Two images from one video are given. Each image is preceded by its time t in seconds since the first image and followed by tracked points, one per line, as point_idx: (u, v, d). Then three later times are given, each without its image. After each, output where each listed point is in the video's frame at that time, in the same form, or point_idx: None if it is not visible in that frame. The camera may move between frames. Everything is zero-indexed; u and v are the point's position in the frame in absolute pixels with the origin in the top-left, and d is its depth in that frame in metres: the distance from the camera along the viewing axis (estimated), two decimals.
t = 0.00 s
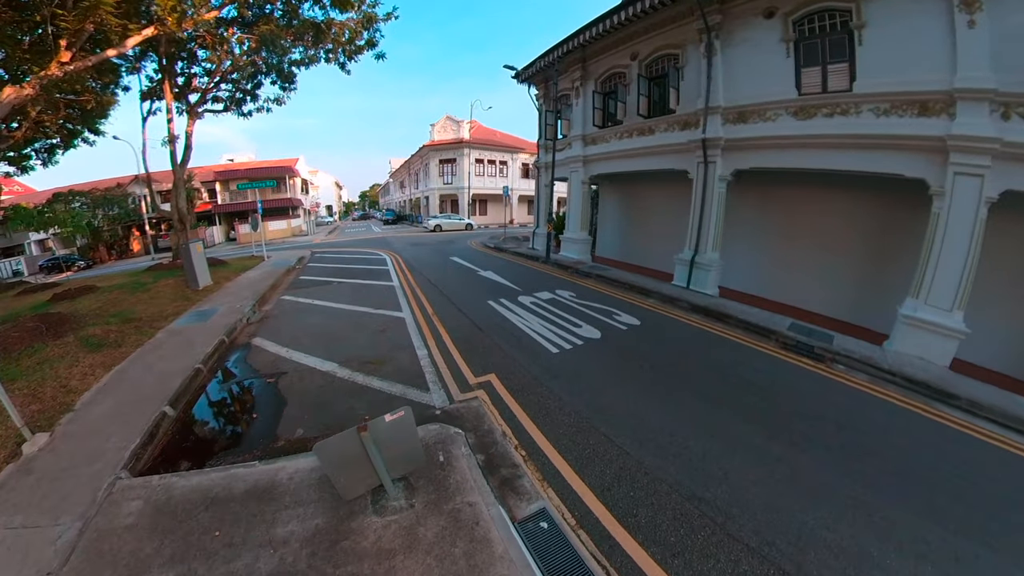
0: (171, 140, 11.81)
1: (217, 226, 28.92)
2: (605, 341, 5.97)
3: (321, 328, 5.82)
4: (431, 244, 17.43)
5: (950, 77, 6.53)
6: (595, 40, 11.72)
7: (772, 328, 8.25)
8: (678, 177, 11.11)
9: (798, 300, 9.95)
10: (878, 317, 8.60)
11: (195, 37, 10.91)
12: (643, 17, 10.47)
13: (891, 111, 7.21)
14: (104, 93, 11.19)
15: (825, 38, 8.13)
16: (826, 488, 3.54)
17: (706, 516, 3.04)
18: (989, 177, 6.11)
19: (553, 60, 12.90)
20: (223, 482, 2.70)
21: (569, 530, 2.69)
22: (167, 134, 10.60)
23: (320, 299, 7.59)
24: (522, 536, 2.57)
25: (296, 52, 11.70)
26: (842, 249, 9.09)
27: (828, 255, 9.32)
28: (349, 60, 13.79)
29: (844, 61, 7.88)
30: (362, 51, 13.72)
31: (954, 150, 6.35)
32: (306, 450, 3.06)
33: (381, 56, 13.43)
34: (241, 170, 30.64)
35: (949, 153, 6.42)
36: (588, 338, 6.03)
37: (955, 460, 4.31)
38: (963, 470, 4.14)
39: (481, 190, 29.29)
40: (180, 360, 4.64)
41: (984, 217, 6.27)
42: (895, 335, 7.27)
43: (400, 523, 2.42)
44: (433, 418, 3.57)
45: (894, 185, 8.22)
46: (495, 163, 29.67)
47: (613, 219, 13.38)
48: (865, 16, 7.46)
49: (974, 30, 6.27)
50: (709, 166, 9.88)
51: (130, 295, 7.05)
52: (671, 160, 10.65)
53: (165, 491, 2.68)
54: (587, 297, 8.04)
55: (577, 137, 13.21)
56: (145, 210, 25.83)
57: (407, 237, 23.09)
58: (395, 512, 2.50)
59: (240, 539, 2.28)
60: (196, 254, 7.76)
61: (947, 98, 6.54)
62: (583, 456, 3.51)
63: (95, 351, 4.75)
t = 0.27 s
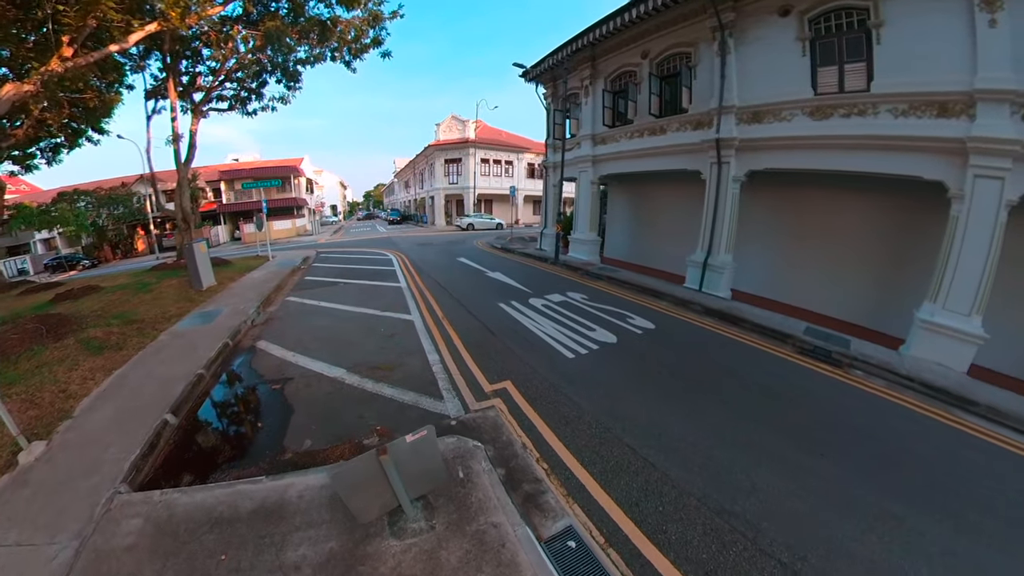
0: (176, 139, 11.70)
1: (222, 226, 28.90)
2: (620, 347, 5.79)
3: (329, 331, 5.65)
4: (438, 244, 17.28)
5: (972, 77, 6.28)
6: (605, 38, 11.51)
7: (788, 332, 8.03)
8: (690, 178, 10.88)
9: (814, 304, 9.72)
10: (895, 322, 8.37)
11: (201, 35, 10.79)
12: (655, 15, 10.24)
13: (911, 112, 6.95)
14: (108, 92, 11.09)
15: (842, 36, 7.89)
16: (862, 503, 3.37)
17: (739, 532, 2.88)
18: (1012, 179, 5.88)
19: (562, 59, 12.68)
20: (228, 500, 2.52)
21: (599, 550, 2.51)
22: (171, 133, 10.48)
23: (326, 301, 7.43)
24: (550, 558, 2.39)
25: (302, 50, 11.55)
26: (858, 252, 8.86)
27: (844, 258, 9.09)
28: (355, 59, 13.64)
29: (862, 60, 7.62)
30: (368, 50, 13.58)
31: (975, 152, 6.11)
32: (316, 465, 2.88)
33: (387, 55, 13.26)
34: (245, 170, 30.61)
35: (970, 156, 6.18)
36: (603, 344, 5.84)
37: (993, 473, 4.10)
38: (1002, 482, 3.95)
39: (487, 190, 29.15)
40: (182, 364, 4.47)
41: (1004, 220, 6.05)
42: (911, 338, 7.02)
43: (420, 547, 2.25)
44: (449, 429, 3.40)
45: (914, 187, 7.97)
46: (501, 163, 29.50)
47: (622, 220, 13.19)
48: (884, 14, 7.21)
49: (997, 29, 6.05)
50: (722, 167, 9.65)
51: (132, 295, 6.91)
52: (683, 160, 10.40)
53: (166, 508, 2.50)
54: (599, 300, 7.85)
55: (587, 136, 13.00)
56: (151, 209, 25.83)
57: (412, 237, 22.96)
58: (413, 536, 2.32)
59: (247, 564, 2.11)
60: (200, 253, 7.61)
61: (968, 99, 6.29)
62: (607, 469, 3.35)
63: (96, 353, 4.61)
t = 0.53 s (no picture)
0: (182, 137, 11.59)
1: (226, 224, 28.80)
2: (637, 351, 5.65)
3: (338, 333, 5.49)
4: (443, 244, 17.11)
5: (992, 76, 6.03)
6: (615, 36, 11.25)
7: (805, 335, 7.82)
8: (702, 179, 10.66)
9: (827, 306, 9.52)
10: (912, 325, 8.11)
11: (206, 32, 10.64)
12: (666, 13, 9.99)
13: (929, 113, 6.71)
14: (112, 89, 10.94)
15: (859, 36, 7.65)
16: (900, 515, 3.24)
17: (776, 543, 2.79)
18: None
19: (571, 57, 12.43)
20: (238, 517, 2.35)
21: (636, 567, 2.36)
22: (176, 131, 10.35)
23: (334, 301, 7.27)
24: None
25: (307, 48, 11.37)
26: (873, 254, 8.67)
27: (861, 261, 8.87)
28: (361, 57, 13.45)
29: (879, 60, 7.38)
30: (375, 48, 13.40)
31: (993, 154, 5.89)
32: (332, 478, 2.71)
33: (393, 53, 13.06)
34: (250, 169, 30.54)
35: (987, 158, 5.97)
36: (620, 348, 5.66)
37: None
38: None
39: (492, 190, 29.01)
40: (187, 367, 4.31)
41: None
42: (927, 342, 6.82)
43: (451, 569, 2.11)
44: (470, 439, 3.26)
45: (934, 190, 7.75)
46: (506, 163, 29.32)
47: (631, 220, 13.02)
48: (902, 14, 6.97)
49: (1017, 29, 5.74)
50: (736, 168, 9.42)
51: (136, 295, 6.78)
52: (697, 160, 10.14)
53: (173, 526, 2.34)
54: (612, 302, 7.67)
55: (596, 136, 12.76)
56: (155, 208, 25.80)
57: (418, 236, 22.86)
58: (443, 558, 2.17)
59: None
60: (204, 253, 7.44)
61: (987, 100, 6.05)
62: (636, 478, 3.26)
63: (98, 356, 4.45)
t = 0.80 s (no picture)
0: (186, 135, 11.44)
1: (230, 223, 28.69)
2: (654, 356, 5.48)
3: (345, 335, 5.29)
4: (449, 244, 16.90)
5: (1016, 76, 5.77)
6: (626, 33, 10.95)
7: (822, 339, 7.58)
8: (716, 180, 10.36)
9: (840, 308, 9.31)
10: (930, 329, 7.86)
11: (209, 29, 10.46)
12: (677, 10, 9.70)
13: (948, 114, 6.44)
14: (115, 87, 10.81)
15: (876, 34, 7.40)
16: (942, 530, 3.08)
17: (813, 557, 2.67)
18: None
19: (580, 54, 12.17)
20: (246, 543, 2.15)
21: None
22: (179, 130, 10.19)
23: (339, 302, 7.07)
24: None
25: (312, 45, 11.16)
26: (888, 256, 8.44)
27: (878, 263, 8.63)
28: (365, 54, 13.16)
29: (897, 60, 7.12)
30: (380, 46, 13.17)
31: (1016, 156, 5.65)
32: (347, 497, 2.52)
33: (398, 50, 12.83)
34: (253, 168, 30.43)
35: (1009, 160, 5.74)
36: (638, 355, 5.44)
37: None
38: None
39: (497, 189, 28.84)
40: (189, 371, 4.11)
41: None
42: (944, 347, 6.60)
43: None
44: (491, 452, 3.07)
45: (952, 192, 7.50)
46: (511, 162, 29.11)
47: (640, 220, 12.80)
48: (921, 12, 6.70)
49: None
50: (751, 168, 9.16)
51: (138, 296, 6.61)
52: (711, 159, 9.83)
53: (175, 550, 2.15)
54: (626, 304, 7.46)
55: (605, 134, 12.43)
56: (159, 207, 25.73)
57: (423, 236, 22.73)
58: None
59: None
60: (208, 253, 7.26)
61: (1009, 101, 5.80)
62: (667, 492, 3.12)
63: (97, 360, 4.27)
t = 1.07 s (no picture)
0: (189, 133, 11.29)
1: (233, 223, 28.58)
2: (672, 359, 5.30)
3: (352, 337, 5.11)
4: (454, 243, 16.70)
5: None
6: (636, 30, 10.65)
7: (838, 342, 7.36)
8: (729, 180, 10.07)
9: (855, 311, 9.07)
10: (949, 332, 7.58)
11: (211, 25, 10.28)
12: (688, 7, 9.40)
13: (968, 113, 6.18)
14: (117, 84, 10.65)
15: (893, 32, 7.14)
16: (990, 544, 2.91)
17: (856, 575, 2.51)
18: None
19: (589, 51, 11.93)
20: (253, 571, 1.96)
21: None
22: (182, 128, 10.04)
23: (345, 303, 6.87)
24: None
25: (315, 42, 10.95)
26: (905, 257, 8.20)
27: (894, 264, 8.41)
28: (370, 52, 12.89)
29: (915, 57, 6.87)
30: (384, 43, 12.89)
31: None
32: (360, 516, 2.33)
33: (403, 47, 12.59)
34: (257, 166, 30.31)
35: None
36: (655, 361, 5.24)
37: None
38: None
39: (502, 189, 28.66)
40: (190, 376, 3.93)
41: None
42: (962, 351, 6.39)
43: None
44: (513, 465, 2.90)
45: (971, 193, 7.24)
46: (516, 160, 28.92)
47: (649, 219, 12.57)
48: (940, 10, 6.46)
49: None
50: (765, 167, 8.88)
51: (139, 296, 6.44)
52: (722, 159, 9.57)
53: None
54: (638, 306, 7.26)
55: (614, 133, 12.10)
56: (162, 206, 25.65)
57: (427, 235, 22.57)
58: None
59: None
60: (210, 253, 7.08)
61: None
62: (698, 505, 2.96)
63: (95, 364, 4.09)
